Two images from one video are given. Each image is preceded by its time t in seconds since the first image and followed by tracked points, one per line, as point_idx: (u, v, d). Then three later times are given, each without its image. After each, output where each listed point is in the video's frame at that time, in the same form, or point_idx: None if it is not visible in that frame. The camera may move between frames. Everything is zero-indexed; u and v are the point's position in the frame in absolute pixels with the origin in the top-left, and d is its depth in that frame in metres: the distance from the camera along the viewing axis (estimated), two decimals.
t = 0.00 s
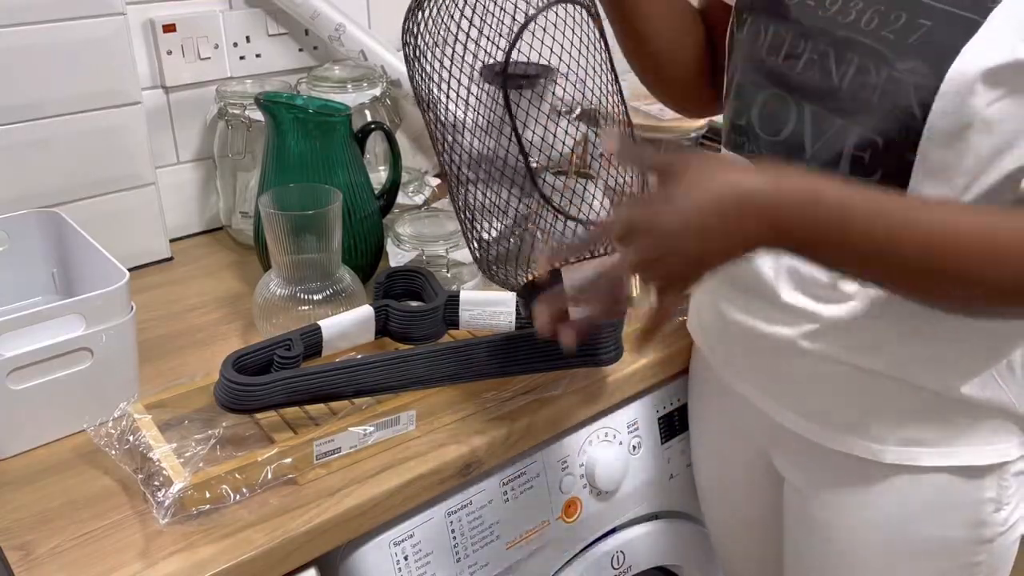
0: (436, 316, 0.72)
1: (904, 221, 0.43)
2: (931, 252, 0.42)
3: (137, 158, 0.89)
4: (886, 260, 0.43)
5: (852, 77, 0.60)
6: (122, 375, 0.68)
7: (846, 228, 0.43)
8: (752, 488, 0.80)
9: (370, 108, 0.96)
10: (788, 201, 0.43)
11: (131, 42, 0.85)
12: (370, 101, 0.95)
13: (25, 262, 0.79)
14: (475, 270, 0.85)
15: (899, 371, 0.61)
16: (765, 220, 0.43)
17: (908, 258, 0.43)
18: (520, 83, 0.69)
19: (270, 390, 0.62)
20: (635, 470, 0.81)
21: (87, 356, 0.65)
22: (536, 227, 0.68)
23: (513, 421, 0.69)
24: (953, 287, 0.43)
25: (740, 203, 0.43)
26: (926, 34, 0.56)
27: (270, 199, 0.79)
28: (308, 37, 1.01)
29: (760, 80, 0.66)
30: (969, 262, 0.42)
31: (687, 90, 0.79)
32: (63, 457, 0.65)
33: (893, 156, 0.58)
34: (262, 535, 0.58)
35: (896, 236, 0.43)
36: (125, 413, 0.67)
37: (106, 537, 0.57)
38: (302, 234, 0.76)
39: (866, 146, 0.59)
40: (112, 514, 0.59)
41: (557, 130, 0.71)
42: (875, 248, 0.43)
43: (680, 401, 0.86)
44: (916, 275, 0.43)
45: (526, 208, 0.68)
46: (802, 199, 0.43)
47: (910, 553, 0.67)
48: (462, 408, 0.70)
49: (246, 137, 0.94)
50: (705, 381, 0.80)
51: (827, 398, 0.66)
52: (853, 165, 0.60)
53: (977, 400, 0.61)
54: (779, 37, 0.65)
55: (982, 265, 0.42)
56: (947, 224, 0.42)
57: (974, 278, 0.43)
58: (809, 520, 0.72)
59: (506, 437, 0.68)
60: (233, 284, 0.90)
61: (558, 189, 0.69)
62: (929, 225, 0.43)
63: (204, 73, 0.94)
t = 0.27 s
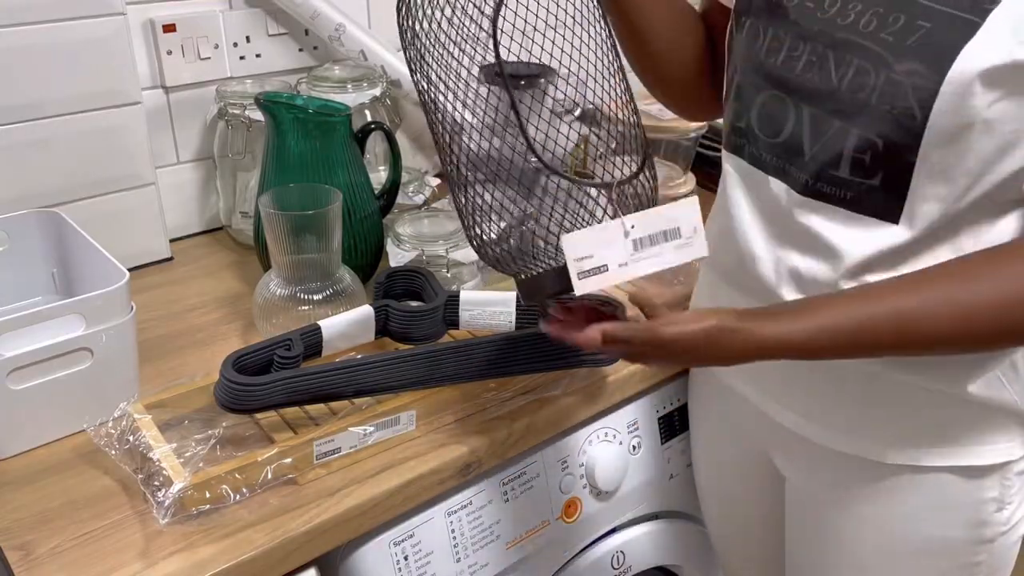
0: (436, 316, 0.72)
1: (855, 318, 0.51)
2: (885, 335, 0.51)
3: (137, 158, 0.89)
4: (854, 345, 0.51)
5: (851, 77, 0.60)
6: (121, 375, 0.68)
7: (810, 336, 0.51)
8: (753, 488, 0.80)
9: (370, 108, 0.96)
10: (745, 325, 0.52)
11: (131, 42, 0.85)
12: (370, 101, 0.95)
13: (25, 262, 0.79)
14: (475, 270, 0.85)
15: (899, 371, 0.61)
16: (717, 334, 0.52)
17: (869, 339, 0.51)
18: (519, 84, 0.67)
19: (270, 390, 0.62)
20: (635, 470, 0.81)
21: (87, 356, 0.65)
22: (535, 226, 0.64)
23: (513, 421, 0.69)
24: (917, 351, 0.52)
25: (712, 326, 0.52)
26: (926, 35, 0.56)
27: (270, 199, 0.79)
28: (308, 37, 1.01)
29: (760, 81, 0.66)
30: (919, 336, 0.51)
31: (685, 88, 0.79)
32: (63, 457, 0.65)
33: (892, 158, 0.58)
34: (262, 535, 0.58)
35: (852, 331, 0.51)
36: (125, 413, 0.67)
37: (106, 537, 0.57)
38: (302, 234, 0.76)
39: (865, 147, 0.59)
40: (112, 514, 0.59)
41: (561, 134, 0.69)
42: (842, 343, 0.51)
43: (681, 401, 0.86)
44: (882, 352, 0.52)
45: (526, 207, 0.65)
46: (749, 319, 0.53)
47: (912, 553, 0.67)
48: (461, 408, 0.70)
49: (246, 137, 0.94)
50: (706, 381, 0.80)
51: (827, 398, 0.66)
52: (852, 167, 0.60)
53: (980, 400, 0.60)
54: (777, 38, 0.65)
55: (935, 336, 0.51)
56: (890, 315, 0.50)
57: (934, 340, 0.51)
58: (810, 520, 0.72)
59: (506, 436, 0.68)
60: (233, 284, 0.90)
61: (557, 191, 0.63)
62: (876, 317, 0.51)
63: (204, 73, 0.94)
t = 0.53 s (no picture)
0: (436, 316, 0.72)
1: (849, 312, 0.51)
2: (878, 329, 0.50)
3: (137, 158, 0.89)
4: (847, 340, 0.51)
5: (846, 76, 0.60)
6: (122, 375, 0.68)
7: (803, 329, 0.51)
8: (752, 488, 0.80)
9: (370, 108, 0.96)
10: (739, 317, 0.51)
11: (131, 42, 0.85)
12: (370, 101, 0.95)
13: (25, 262, 0.79)
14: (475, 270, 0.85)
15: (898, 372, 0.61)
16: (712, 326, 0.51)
17: (862, 334, 0.51)
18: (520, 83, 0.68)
19: (270, 390, 0.62)
20: (635, 470, 0.81)
21: (87, 356, 0.65)
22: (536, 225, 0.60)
23: (513, 421, 0.69)
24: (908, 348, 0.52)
25: (707, 317, 0.51)
26: (918, 35, 0.56)
27: (270, 199, 0.79)
28: (308, 37, 1.01)
29: (755, 82, 0.66)
30: (912, 332, 0.50)
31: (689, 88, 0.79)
32: (63, 457, 0.65)
33: (886, 158, 0.58)
34: (262, 535, 0.58)
35: (841, 326, 0.51)
36: (125, 413, 0.67)
37: (106, 537, 0.57)
38: (302, 234, 0.75)
39: (859, 147, 0.59)
40: (112, 514, 0.59)
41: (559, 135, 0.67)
42: (835, 338, 0.51)
43: (681, 401, 0.86)
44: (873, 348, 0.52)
45: (525, 207, 0.61)
46: (742, 312, 0.52)
47: (910, 554, 0.67)
48: (461, 408, 0.70)
49: (246, 137, 0.95)
50: (705, 380, 0.80)
51: (826, 398, 0.66)
52: (846, 167, 0.60)
53: (978, 401, 0.60)
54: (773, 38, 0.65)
55: (927, 333, 0.50)
56: (883, 309, 0.50)
57: (926, 337, 0.51)
58: (809, 521, 0.72)
59: (506, 436, 0.68)
60: (233, 284, 0.90)
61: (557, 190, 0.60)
62: (870, 311, 0.50)
63: (203, 73, 0.94)
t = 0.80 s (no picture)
0: (436, 316, 0.72)
1: (850, 313, 0.51)
2: (878, 331, 0.51)
3: (137, 158, 0.89)
4: (848, 341, 0.51)
5: (836, 74, 0.60)
6: (122, 375, 0.68)
7: (804, 330, 0.51)
8: (751, 489, 0.80)
9: (370, 108, 0.96)
10: (740, 320, 0.51)
11: (131, 42, 0.85)
12: (370, 101, 0.95)
13: (25, 262, 0.79)
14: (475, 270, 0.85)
15: (894, 372, 0.61)
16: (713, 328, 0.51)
17: (862, 335, 0.51)
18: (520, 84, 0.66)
19: (270, 390, 0.62)
20: (635, 470, 0.81)
21: (87, 356, 0.65)
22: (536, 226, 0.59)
23: (513, 421, 0.69)
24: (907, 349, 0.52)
25: (709, 319, 0.50)
26: (906, 32, 0.56)
27: (270, 199, 0.79)
28: (308, 37, 1.01)
29: (748, 79, 0.66)
30: (911, 333, 0.51)
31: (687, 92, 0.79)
32: (63, 457, 0.65)
33: (876, 155, 0.58)
34: (262, 535, 0.58)
35: (838, 328, 0.51)
36: (125, 413, 0.67)
37: (106, 537, 0.57)
38: (302, 234, 0.75)
39: (850, 144, 0.59)
40: (112, 514, 0.59)
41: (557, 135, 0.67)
42: (835, 339, 0.51)
43: (681, 401, 0.86)
44: (873, 349, 0.52)
45: (526, 206, 0.60)
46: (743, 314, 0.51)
47: (908, 554, 0.67)
48: (461, 408, 0.70)
49: (246, 137, 0.95)
50: (704, 380, 0.80)
51: (823, 399, 0.66)
52: (837, 164, 0.60)
53: (974, 402, 0.60)
54: (766, 37, 0.65)
55: (926, 334, 0.51)
56: (883, 310, 0.50)
57: (924, 338, 0.51)
58: (807, 521, 0.72)
59: (505, 436, 0.68)
60: (233, 284, 0.90)
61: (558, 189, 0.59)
62: (869, 312, 0.50)
63: (203, 73, 0.94)
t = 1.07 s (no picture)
0: (436, 316, 0.72)
1: (853, 314, 0.50)
2: (880, 331, 0.51)
3: (137, 158, 0.89)
4: (851, 342, 0.51)
5: (833, 76, 0.60)
6: (122, 375, 0.68)
7: (806, 331, 0.51)
8: (751, 490, 0.80)
9: (370, 108, 0.96)
10: (743, 321, 0.51)
11: (131, 42, 0.85)
12: (370, 101, 0.95)
13: (25, 262, 0.79)
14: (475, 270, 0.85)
15: (893, 373, 0.61)
16: (717, 329, 0.51)
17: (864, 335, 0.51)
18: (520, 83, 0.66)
19: (270, 390, 0.62)
20: (635, 470, 0.81)
21: (87, 356, 0.65)
22: (536, 225, 0.58)
23: (513, 421, 0.69)
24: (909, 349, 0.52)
25: (711, 323, 0.51)
26: (903, 34, 0.56)
27: (270, 199, 0.79)
28: (308, 37, 1.01)
29: (745, 81, 0.66)
30: (913, 333, 0.50)
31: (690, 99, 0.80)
32: (64, 457, 0.65)
33: (873, 158, 0.58)
34: (262, 535, 0.58)
35: (841, 329, 0.51)
36: (126, 413, 0.67)
37: (106, 537, 0.57)
38: (302, 234, 0.75)
39: (847, 147, 0.59)
40: (112, 514, 0.59)
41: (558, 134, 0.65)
42: (837, 340, 0.51)
43: (681, 401, 0.86)
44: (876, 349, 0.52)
45: (526, 206, 0.58)
46: (746, 316, 0.52)
47: (908, 554, 0.67)
48: (461, 408, 0.70)
49: (246, 137, 0.95)
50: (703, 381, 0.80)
51: (821, 400, 0.66)
52: (835, 167, 0.60)
53: (973, 402, 0.60)
54: (763, 38, 0.65)
55: (928, 334, 0.50)
56: (885, 310, 0.50)
57: (926, 337, 0.51)
58: (806, 521, 0.72)
59: (505, 436, 0.68)
60: (233, 284, 0.90)
61: (557, 188, 0.57)
62: (871, 311, 0.50)
63: (203, 73, 0.94)
